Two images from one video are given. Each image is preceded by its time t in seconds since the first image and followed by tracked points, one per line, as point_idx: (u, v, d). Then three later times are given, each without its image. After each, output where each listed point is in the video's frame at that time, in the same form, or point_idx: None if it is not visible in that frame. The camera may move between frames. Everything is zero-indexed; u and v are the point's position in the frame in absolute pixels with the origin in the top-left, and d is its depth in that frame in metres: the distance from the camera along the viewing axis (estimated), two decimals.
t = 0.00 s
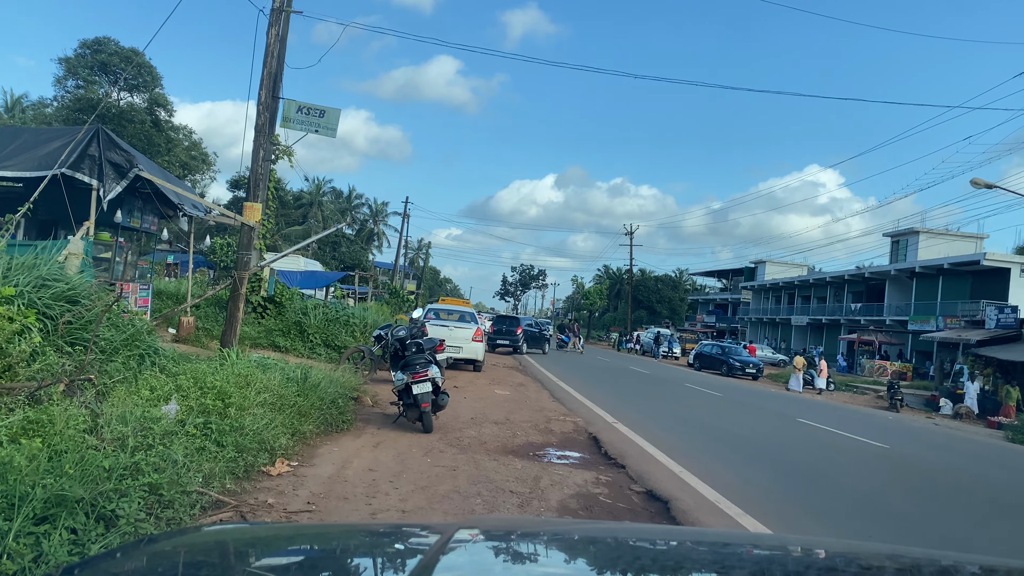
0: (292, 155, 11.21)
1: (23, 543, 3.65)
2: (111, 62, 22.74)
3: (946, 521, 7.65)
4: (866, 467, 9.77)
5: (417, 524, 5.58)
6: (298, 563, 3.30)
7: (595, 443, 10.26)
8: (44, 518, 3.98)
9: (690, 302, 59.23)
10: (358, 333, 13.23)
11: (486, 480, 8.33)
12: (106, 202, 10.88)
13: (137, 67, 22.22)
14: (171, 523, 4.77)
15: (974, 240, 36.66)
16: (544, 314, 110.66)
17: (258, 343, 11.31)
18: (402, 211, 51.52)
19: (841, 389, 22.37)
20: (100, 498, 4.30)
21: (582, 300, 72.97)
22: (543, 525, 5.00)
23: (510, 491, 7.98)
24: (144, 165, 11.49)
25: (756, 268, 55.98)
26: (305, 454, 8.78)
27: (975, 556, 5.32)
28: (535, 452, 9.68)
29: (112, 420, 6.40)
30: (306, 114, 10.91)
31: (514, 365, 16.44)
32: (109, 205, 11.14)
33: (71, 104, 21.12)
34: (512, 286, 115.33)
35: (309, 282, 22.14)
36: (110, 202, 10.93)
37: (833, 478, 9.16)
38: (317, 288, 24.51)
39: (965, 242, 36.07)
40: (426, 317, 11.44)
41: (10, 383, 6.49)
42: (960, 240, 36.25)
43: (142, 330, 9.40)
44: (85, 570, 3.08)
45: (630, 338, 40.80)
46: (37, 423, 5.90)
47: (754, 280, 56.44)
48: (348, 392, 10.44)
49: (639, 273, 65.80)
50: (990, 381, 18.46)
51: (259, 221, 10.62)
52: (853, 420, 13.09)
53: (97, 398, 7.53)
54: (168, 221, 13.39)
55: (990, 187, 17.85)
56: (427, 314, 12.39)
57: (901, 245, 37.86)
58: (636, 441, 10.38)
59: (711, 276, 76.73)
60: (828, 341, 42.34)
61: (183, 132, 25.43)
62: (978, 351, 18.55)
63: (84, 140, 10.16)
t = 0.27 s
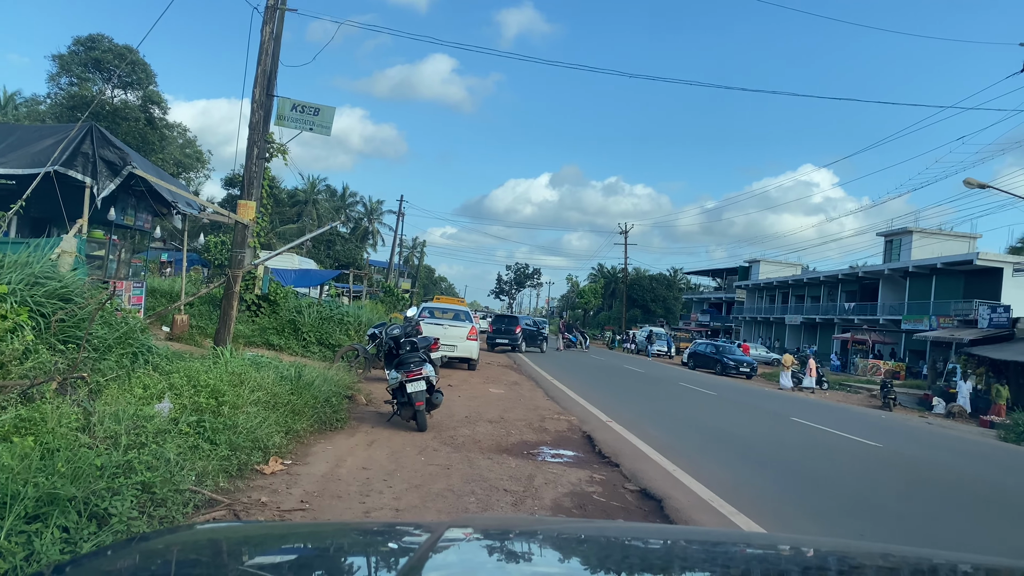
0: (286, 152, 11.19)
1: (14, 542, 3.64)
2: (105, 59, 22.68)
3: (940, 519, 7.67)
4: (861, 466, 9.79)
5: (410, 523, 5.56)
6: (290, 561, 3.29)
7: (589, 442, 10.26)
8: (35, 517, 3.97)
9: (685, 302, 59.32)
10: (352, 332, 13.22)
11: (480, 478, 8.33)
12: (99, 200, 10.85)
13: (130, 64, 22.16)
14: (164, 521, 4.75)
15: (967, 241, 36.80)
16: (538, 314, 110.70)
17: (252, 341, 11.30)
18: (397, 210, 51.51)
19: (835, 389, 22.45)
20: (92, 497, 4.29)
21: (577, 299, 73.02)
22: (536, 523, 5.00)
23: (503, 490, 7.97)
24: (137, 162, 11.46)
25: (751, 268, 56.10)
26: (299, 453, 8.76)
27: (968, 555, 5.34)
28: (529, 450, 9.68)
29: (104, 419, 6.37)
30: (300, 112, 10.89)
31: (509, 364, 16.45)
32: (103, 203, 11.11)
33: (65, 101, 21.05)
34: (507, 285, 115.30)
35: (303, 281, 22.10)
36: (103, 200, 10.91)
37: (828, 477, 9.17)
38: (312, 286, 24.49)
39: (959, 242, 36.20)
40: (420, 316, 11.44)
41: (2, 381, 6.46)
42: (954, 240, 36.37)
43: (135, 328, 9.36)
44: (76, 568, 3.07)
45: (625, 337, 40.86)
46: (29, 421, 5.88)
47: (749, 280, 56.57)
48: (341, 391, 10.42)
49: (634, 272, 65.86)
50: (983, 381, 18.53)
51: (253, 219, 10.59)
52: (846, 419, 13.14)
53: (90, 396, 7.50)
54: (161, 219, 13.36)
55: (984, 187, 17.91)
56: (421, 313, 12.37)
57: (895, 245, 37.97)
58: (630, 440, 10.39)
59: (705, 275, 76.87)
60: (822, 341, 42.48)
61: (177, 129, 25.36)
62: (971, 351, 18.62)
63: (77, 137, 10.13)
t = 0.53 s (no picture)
0: (281, 151, 11.16)
1: (8, 541, 3.62)
2: (100, 57, 22.60)
3: (935, 519, 7.70)
4: (855, 465, 9.81)
5: (405, 522, 5.54)
6: (285, 561, 3.28)
7: (584, 441, 10.28)
8: (29, 516, 3.95)
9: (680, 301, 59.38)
10: (347, 331, 13.21)
11: (475, 478, 8.32)
12: (93, 198, 10.81)
13: (125, 62, 22.09)
14: (158, 521, 4.74)
15: (961, 240, 36.92)
16: (534, 313, 110.77)
17: (247, 340, 11.28)
18: (393, 209, 51.45)
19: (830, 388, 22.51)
20: (86, 495, 4.28)
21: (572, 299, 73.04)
22: (531, 522, 5.00)
23: (498, 489, 7.97)
24: (132, 161, 11.43)
25: (746, 267, 56.20)
26: (294, 452, 8.74)
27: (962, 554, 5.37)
28: (524, 450, 9.68)
29: (98, 418, 6.35)
30: (296, 111, 10.87)
31: (504, 363, 16.45)
32: (97, 201, 11.07)
33: (59, 99, 20.98)
34: (503, 285, 115.29)
35: (298, 280, 22.07)
36: (97, 198, 10.87)
37: (822, 477, 9.19)
38: (306, 285, 24.46)
39: (953, 241, 36.32)
40: (415, 315, 11.43)
41: None
42: (948, 240, 36.48)
43: (129, 327, 9.34)
44: (71, 568, 3.06)
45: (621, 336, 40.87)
46: (23, 420, 5.86)
47: (744, 279, 56.67)
48: (336, 390, 10.41)
49: (629, 271, 65.89)
50: (977, 380, 18.60)
51: (248, 218, 10.57)
52: (841, 418, 13.18)
53: (84, 395, 7.47)
54: (156, 218, 13.31)
55: (977, 187, 17.99)
56: (417, 312, 12.36)
57: (890, 244, 38.06)
58: (625, 439, 10.41)
59: (701, 274, 77.04)
60: (818, 340, 42.59)
61: (172, 127, 25.28)
62: (965, 350, 18.68)
63: (71, 135, 10.09)
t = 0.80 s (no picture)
0: (277, 150, 11.15)
1: (2, 541, 3.61)
2: (96, 55, 22.55)
3: (930, 518, 7.69)
4: (852, 465, 9.83)
5: (401, 522, 5.53)
6: (281, 561, 3.27)
7: (580, 440, 10.27)
8: (24, 515, 3.94)
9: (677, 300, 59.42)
10: (344, 330, 13.21)
11: (471, 477, 8.32)
12: (89, 196, 10.78)
13: (121, 61, 22.06)
14: (154, 520, 4.72)
15: (957, 240, 37.00)
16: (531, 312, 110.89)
17: (243, 339, 11.27)
18: (389, 208, 51.39)
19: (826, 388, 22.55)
20: (82, 494, 4.26)
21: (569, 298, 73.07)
22: (527, 521, 4.99)
23: (495, 488, 7.97)
24: (128, 159, 11.40)
25: (743, 267, 56.28)
26: (290, 451, 8.73)
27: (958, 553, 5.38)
28: (521, 449, 9.67)
29: (94, 416, 6.33)
30: (293, 109, 10.86)
31: (501, 362, 16.44)
32: (93, 200, 11.04)
33: (55, 97, 20.96)
34: (500, 284, 115.30)
35: (294, 279, 22.05)
36: (94, 196, 10.85)
37: (819, 476, 9.18)
38: (303, 285, 24.46)
39: (949, 241, 36.40)
40: (412, 315, 11.43)
41: None
42: (944, 240, 36.54)
43: (125, 326, 9.32)
44: (66, 567, 3.05)
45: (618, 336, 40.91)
46: (19, 418, 5.85)
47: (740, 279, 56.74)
48: (333, 390, 10.40)
49: (626, 271, 65.91)
50: (973, 380, 18.64)
51: (245, 217, 10.54)
52: (837, 418, 13.19)
53: (80, 393, 7.45)
54: (152, 216, 13.29)
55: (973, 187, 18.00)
56: (414, 311, 12.37)
57: (886, 244, 38.12)
58: (621, 438, 10.41)
59: (697, 274, 77.12)
60: (814, 339, 42.68)
61: (168, 126, 25.24)
62: (961, 350, 18.73)
63: (67, 134, 10.06)
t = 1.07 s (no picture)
0: (275, 148, 11.14)
1: None
2: (94, 54, 22.55)
3: (927, 516, 7.72)
4: (849, 463, 9.85)
5: (399, 519, 5.54)
6: (279, 558, 3.28)
7: (578, 439, 10.29)
8: (21, 514, 3.93)
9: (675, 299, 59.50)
10: (341, 329, 13.22)
11: (469, 476, 8.33)
12: (86, 195, 10.76)
13: (117, 60, 22.04)
14: (151, 519, 4.73)
15: (954, 239, 37.07)
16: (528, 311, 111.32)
17: (240, 338, 11.27)
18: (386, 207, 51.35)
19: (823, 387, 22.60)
20: (79, 493, 4.26)
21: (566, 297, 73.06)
22: (525, 520, 4.99)
23: (493, 486, 7.98)
24: (125, 158, 11.40)
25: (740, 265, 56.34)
26: (288, 450, 8.73)
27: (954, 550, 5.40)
28: (518, 447, 9.68)
29: (91, 415, 6.33)
30: (290, 108, 10.85)
31: (498, 361, 16.44)
32: (90, 199, 11.03)
33: (52, 96, 20.95)
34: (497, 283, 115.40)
35: (292, 278, 22.08)
36: (90, 195, 10.84)
37: (815, 475, 9.21)
38: (300, 284, 24.49)
39: (946, 240, 36.45)
40: (410, 314, 11.44)
41: None
42: (941, 239, 36.59)
43: (122, 324, 9.31)
44: (62, 564, 3.05)
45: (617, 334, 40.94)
46: (15, 417, 5.85)
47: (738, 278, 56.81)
48: (330, 388, 10.40)
49: (624, 270, 65.97)
50: (970, 379, 18.69)
51: (242, 216, 10.53)
52: (835, 417, 13.21)
53: (77, 392, 7.45)
54: (149, 215, 13.29)
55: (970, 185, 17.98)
56: (411, 310, 12.38)
57: (883, 243, 38.17)
58: (619, 437, 10.43)
59: (695, 273, 77.24)
60: (811, 338, 42.76)
61: (165, 125, 25.21)
62: (958, 349, 18.78)
63: (64, 132, 10.05)
